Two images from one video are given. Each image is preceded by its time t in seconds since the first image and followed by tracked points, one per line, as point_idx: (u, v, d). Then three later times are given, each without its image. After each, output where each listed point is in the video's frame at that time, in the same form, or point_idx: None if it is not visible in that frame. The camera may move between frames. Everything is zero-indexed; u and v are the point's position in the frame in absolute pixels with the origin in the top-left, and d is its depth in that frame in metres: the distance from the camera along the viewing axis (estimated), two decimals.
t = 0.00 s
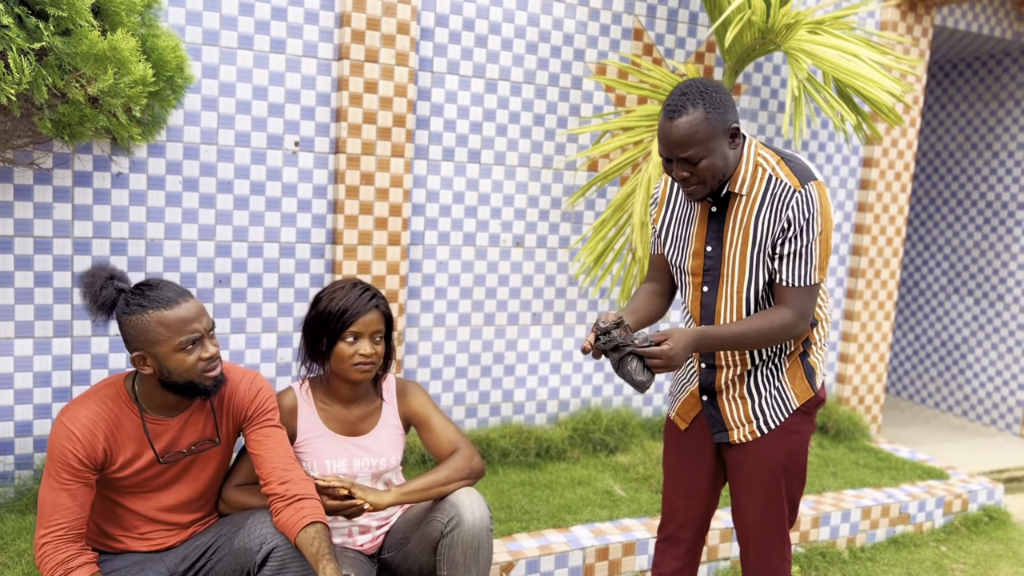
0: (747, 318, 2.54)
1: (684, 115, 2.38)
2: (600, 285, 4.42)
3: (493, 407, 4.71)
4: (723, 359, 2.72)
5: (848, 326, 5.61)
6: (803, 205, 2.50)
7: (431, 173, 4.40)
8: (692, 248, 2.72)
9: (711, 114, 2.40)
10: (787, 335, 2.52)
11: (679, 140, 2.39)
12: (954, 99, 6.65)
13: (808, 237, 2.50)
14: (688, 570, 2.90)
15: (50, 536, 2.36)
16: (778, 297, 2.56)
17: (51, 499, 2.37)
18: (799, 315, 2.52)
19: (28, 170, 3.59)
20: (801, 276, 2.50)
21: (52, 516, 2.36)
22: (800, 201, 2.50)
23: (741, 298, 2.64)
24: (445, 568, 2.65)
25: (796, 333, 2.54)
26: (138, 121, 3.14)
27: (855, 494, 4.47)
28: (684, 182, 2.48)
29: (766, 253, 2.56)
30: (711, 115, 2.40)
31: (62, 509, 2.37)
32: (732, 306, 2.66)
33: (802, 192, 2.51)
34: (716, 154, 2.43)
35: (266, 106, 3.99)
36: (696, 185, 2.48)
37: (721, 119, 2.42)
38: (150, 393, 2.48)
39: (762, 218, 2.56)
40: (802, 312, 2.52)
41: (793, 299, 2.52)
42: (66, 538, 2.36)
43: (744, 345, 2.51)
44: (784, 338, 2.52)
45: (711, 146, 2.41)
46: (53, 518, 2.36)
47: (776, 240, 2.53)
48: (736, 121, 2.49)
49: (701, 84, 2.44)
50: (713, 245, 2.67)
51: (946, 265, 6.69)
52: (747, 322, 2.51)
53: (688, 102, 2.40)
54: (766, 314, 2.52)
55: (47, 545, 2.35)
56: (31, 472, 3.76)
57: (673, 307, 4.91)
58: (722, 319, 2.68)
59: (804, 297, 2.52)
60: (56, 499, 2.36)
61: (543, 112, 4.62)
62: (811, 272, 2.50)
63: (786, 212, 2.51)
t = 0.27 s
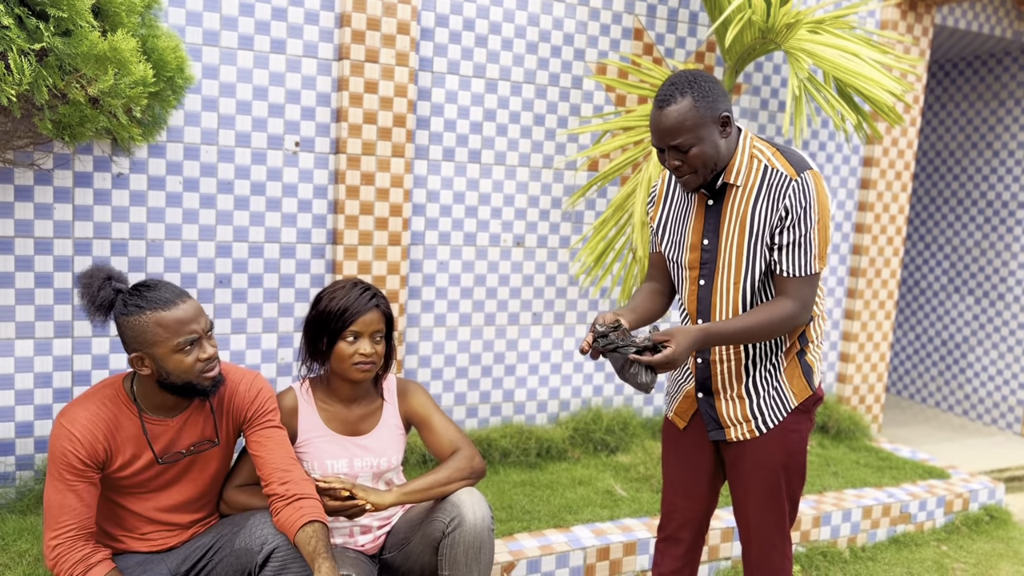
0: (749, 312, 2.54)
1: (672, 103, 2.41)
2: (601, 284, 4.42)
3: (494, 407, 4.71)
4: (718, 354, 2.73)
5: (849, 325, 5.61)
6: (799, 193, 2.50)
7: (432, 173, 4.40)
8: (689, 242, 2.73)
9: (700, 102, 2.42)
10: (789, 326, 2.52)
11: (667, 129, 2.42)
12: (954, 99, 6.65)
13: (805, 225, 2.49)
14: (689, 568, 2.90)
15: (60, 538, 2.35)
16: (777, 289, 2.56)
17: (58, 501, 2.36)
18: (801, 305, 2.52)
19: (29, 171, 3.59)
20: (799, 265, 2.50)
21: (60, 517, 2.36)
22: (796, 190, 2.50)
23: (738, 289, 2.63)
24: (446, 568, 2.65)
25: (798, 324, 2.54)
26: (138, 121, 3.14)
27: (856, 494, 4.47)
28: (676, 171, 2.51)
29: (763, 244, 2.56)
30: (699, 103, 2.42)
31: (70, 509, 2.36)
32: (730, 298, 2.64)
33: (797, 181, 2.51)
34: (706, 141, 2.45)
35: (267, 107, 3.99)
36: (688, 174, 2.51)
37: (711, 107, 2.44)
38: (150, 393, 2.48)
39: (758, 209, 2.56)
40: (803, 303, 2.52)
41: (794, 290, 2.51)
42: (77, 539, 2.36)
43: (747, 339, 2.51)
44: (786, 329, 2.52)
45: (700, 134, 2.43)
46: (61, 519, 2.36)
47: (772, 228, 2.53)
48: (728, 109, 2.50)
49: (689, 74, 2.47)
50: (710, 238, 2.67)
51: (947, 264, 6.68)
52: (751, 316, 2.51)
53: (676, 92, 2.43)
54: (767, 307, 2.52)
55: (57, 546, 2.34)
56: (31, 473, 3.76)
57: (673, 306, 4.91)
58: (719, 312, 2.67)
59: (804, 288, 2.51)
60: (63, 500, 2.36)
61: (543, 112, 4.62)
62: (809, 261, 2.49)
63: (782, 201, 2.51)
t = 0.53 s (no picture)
0: (746, 309, 2.54)
1: (664, 94, 2.45)
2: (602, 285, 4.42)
3: (495, 407, 4.71)
4: (714, 351, 2.72)
5: (850, 325, 5.61)
6: (797, 189, 2.49)
7: (432, 174, 4.40)
8: (688, 238, 2.73)
9: (690, 90, 2.45)
10: (787, 323, 2.52)
11: (660, 117, 2.44)
12: (955, 98, 6.65)
13: (803, 221, 2.49)
14: (689, 568, 2.90)
15: (62, 541, 2.35)
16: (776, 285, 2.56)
17: (59, 503, 2.36)
18: (798, 302, 2.52)
19: (30, 171, 3.59)
20: (798, 261, 2.50)
21: (62, 520, 2.36)
22: (794, 186, 2.50)
23: (736, 285, 2.63)
24: (448, 568, 2.65)
25: (796, 321, 2.54)
26: (139, 122, 3.14)
27: (857, 494, 4.47)
28: (674, 162, 2.50)
29: (761, 240, 2.56)
30: (690, 91, 2.45)
31: (71, 512, 2.36)
32: (728, 294, 2.64)
33: (796, 177, 2.50)
34: (700, 128, 2.46)
35: (267, 107, 3.99)
36: (686, 164, 2.50)
37: (702, 94, 2.46)
38: (150, 394, 2.48)
39: (757, 205, 2.56)
40: (800, 300, 2.52)
41: (792, 287, 2.52)
42: (79, 542, 2.36)
43: (744, 337, 2.51)
44: (783, 326, 2.52)
45: (693, 119, 2.44)
46: (62, 521, 2.36)
47: (771, 224, 2.53)
48: (720, 98, 2.52)
49: (679, 68, 2.51)
50: (708, 233, 2.67)
51: (948, 264, 6.68)
52: (748, 314, 2.50)
53: (667, 83, 2.46)
54: (765, 304, 2.52)
55: (59, 549, 2.34)
56: (33, 473, 3.76)
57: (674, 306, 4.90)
58: (716, 308, 2.67)
59: (803, 285, 2.52)
60: (65, 502, 2.36)
61: (544, 112, 4.62)
62: (808, 257, 2.49)
63: (781, 197, 2.51)
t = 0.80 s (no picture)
0: (738, 307, 2.54)
1: (663, 84, 2.49)
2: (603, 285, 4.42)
3: (497, 407, 4.71)
4: (712, 348, 2.72)
5: (852, 325, 5.60)
6: (795, 188, 2.49)
7: (434, 174, 4.40)
8: (687, 235, 2.73)
9: (689, 83, 2.47)
10: (778, 322, 2.51)
11: (655, 104, 2.49)
12: (956, 98, 6.65)
13: (800, 220, 2.48)
14: (691, 568, 2.90)
15: (65, 542, 2.35)
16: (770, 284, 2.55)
17: (61, 503, 2.36)
18: (791, 302, 2.51)
19: (31, 172, 3.59)
20: (792, 260, 2.49)
21: (64, 520, 2.36)
22: (793, 184, 2.50)
23: (734, 282, 2.63)
24: (450, 568, 2.65)
25: (788, 320, 2.53)
26: (140, 123, 3.14)
27: (859, 494, 4.47)
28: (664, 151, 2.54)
29: (759, 238, 2.56)
30: (689, 84, 2.47)
31: (74, 512, 2.36)
32: (726, 292, 2.64)
33: (796, 176, 2.50)
34: (692, 122, 2.48)
35: (268, 107, 3.99)
36: (674, 155, 2.54)
37: (700, 89, 2.47)
38: (151, 393, 2.48)
39: (755, 203, 2.56)
40: (792, 298, 2.51)
41: (785, 286, 2.50)
42: (81, 542, 2.36)
43: (733, 334, 2.51)
44: (774, 326, 2.51)
45: (684, 113, 2.46)
46: (64, 521, 2.36)
47: (769, 223, 2.53)
48: (722, 95, 2.51)
49: (688, 61, 2.54)
50: (707, 231, 2.67)
51: (949, 264, 6.68)
52: (738, 312, 2.51)
53: (670, 74, 2.50)
54: (756, 302, 2.52)
55: (62, 549, 2.34)
56: (34, 474, 3.76)
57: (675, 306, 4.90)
58: (714, 306, 2.67)
59: (797, 285, 2.51)
60: (67, 502, 2.36)
61: (545, 112, 4.62)
62: (803, 255, 2.48)
63: (779, 195, 2.51)
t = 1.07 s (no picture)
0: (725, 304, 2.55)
1: (673, 70, 2.52)
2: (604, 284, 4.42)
3: (498, 407, 4.71)
4: (709, 344, 2.74)
5: (854, 324, 5.60)
6: (794, 185, 2.48)
7: (435, 174, 4.40)
8: (689, 230, 2.73)
9: (698, 69, 2.50)
10: (766, 320, 2.51)
11: (665, 89, 2.51)
12: (958, 97, 6.64)
13: (797, 217, 2.48)
14: (692, 568, 2.90)
15: (68, 541, 2.35)
16: (762, 281, 2.55)
17: (65, 502, 2.36)
18: (780, 300, 2.50)
19: (33, 172, 3.59)
20: (786, 257, 2.48)
21: (67, 518, 2.36)
22: (791, 181, 2.49)
23: (730, 279, 2.63)
24: (452, 568, 2.65)
25: (775, 319, 2.52)
26: (142, 123, 3.15)
27: (861, 494, 4.46)
28: (672, 137, 2.56)
29: (757, 235, 2.56)
30: (698, 70, 2.50)
31: (77, 511, 2.36)
32: (723, 288, 2.64)
33: (795, 173, 2.49)
34: (701, 107, 2.50)
35: (270, 108, 4.00)
36: (682, 140, 2.55)
37: (710, 74, 2.50)
38: (153, 392, 2.48)
39: (755, 199, 2.56)
40: (781, 296, 2.50)
41: (776, 284, 2.50)
42: (85, 541, 2.36)
43: (718, 330, 2.53)
44: (760, 324, 2.51)
45: (693, 96, 2.49)
46: (68, 520, 2.36)
47: (767, 219, 2.53)
48: (730, 82, 2.54)
49: (696, 50, 2.57)
50: (708, 226, 2.67)
51: (952, 263, 6.67)
52: (724, 308, 2.52)
53: (679, 61, 2.53)
54: (744, 300, 2.52)
55: (66, 548, 2.34)
56: (37, 474, 3.76)
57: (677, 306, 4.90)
58: (712, 302, 2.67)
59: (788, 284, 2.50)
60: (70, 500, 2.36)
61: (547, 112, 4.62)
62: (797, 254, 2.48)
63: (777, 191, 2.51)
